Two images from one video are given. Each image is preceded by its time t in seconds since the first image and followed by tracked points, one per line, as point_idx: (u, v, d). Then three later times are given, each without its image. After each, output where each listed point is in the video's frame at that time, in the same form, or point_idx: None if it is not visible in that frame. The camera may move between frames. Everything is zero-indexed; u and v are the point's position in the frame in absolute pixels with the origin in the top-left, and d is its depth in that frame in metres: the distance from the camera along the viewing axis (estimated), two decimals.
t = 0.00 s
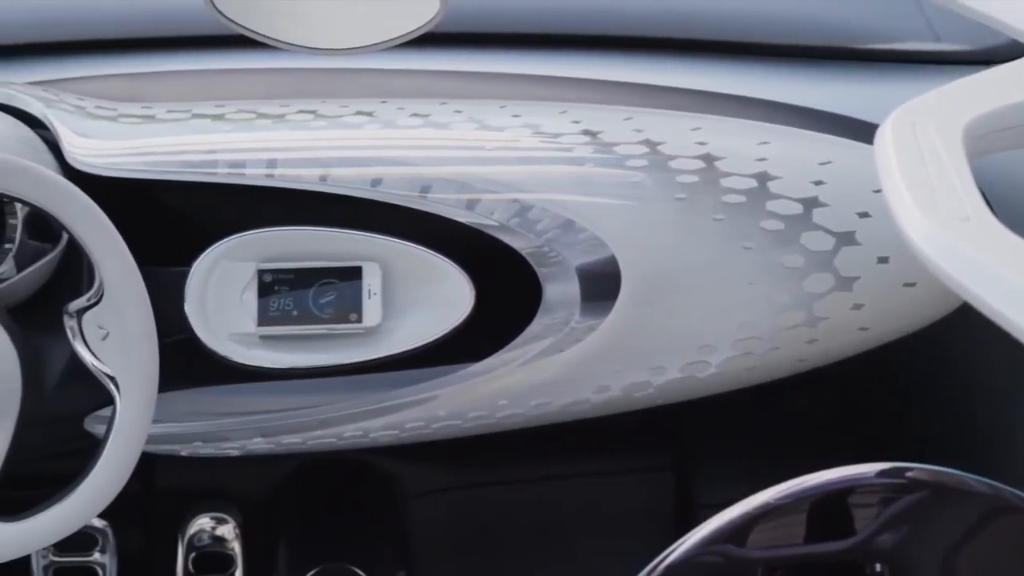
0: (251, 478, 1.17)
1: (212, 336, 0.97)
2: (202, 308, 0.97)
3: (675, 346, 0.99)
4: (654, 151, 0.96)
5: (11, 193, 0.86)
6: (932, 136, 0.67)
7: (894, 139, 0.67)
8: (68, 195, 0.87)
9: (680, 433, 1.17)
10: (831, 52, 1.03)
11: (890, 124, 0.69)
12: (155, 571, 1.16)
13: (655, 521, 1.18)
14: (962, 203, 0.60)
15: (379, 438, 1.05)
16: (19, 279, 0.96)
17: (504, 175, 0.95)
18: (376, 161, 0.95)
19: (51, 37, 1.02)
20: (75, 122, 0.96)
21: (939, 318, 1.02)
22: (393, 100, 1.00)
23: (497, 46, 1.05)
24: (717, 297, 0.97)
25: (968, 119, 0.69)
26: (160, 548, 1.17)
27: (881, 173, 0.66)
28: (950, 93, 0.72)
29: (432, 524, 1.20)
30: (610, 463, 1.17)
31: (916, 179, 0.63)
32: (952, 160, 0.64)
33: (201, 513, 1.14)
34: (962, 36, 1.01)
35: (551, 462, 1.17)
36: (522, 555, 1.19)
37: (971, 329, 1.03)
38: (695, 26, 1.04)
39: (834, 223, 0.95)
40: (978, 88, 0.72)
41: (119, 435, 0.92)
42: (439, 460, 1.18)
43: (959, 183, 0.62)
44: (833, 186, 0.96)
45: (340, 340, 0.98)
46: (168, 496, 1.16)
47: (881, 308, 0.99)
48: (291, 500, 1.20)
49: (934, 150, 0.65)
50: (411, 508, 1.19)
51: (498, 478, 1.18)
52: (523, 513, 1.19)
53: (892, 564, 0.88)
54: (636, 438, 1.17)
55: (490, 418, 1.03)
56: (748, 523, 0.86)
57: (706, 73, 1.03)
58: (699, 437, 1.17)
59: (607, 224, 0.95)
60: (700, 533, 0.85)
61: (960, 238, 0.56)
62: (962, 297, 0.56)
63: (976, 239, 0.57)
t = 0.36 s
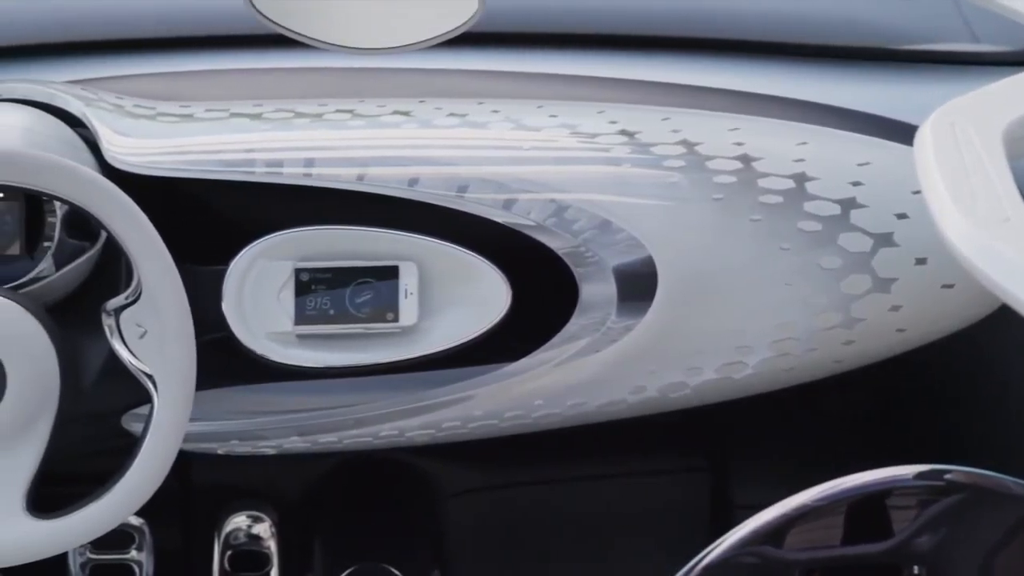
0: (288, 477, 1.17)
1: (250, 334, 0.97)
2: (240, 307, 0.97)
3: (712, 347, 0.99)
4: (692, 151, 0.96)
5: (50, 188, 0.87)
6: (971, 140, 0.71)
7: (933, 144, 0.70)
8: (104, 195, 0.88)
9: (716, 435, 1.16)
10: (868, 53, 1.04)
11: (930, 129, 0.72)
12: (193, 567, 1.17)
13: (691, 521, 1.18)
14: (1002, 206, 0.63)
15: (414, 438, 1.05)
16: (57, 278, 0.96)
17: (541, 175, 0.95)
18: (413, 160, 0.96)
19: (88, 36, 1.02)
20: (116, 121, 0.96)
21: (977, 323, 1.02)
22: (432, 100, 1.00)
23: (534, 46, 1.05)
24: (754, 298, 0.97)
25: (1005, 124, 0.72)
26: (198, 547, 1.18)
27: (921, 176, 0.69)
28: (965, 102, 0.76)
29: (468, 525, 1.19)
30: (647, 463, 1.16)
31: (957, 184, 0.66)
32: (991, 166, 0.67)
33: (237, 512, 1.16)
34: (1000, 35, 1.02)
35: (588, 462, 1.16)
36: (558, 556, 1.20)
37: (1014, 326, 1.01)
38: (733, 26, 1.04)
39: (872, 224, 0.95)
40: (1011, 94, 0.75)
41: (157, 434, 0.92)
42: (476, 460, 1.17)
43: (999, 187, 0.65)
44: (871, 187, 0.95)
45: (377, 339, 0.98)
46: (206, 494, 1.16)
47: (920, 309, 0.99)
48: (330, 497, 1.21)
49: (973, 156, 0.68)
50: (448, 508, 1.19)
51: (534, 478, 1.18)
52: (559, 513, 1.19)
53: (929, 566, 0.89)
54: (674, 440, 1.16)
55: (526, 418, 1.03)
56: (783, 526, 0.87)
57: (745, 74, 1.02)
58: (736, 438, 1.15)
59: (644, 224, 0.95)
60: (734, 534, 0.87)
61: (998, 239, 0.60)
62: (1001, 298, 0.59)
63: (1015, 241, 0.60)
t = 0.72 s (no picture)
0: (322, 476, 1.18)
1: (284, 334, 0.98)
2: (273, 306, 0.97)
3: (745, 348, 0.99)
4: (726, 152, 0.96)
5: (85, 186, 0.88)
6: (1009, 141, 0.70)
7: (970, 149, 0.70)
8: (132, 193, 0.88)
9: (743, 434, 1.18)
10: (901, 53, 1.03)
11: (966, 132, 0.72)
12: (224, 565, 1.17)
13: (723, 520, 1.17)
14: None
15: (447, 437, 1.04)
16: (92, 275, 0.98)
17: (575, 175, 0.95)
18: (446, 160, 0.96)
19: (122, 36, 1.02)
20: (151, 121, 0.96)
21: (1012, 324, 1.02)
22: (466, 100, 0.99)
23: (568, 46, 1.04)
24: (788, 299, 0.97)
25: None
26: (230, 545, 1.18)
27: (959, 179, 0.69)
28: (1000, 103, 0.76)
29: (500, 525, 1.20)
30: (678, 463, 1.17)
31: (993, 188, 0.65)
32: None
33: (269, 510, 1.14)
34: None
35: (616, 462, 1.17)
36: (590, 555, 1.18)
37: None
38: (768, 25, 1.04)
39: (907, 225, 0.95)
40: None
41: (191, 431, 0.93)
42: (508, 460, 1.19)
43: None
44: (906, 188, 0.95)
45: (409, 338, 0.98)
46: (239, 493, 1.17)
47: (954, 310, 0.98)
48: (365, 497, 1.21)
49: (1011, 158, 0.68)
50: (480, 508, 1.19)
51: (566, 478, 1.19)
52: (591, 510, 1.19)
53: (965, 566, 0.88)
54: (700, 438, 1.18)
55: (559, 418, 1.03)
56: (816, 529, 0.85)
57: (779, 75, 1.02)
58: (768, 438, 1.17)
59: (677, 224, 0.95)
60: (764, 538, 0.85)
61: None
62: None
63: None
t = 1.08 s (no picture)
0: (351, 475, 1.20)
1: (315, 333, 0.98)
2: (303, 306, 0.98)
3: (776, 348, 0.99)
4: (757, 152, 0.96)
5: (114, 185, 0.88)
6: None
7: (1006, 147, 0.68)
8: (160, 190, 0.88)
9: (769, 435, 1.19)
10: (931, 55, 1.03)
11: (1001, 128, 0.70)
12: (253, 565, 1.16)
13: (751, 522, 1.17)
14: None
15: (477, 437, 1.04)
16: (125, 274, 0.98)
17: (606, 175, 0.95)
18: (477, 160, 0.96)
19: (154, 35, 1.02)
20: (183, 120, 0.97)
21: None
22: (496, 100, 1.00)
23: (599, 46, 1.05)
24: (819, 299, 0.97)
25: None
26: (259, 544, 1.18)
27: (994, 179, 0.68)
28: None
29: (528, 525, 1.20)
30: (706, 464, 1.18)
31: None
32: None
33: (299, 510, 1.14)
34: None
35: (644, 463, 1.19)
36: (622, 555, 1.18)
37: None
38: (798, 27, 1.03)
39: (940, 226, 0.95)
40: None
41: (222, 430, 0.92)
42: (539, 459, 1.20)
43: None
44: (939, 189, 0.95)
45: (439, 338, 0.98)
46: (270, 496, 1.18)
47: (987, 311, 0.98)
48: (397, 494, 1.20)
49: None
50: (509, 508, 1.20)
51: (597, 478, 1.20)
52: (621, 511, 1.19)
53: (997, 570, 0.85)
54: (729, 440, 1.18)
55: (589, 418, 1.02)
56: (848, 528, 0.83)
57: (806, 74, 1.03)
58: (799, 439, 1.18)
59: (708, 225, 0.95)
60: (795, 539, 0.83)
61: None
62: None
63: None
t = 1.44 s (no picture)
0: (381, 474, 1.19)
1: (348, 332, 0.98)
2: (336, 305, 0.98)
3: (810, 350, 0.98)
4: (791, 153, 0.96)
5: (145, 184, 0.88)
6: None
7: None
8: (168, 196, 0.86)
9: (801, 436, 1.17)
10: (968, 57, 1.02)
11: None
12: (284, 565, 1.18)
13: (779, 521, 1.18)
14: None
15: (510, 437, 1.03)
16: (158, 272, 0.98)
17: (639, 176, 0.95)
18: (510, 160, 0.96)
19: (188, 35, 1.02)
20: (218, 119, 0.97)
21: None
22: (529, 100, 1.00)
23: (631, 47, 1.05)
24: (853, 301, 0.96)
25: None
26: (292, 543, 1.19)
27: None
28: None
29: (560, 524, 1.20)
30: (742, 466, 1.17)
31: None
32: None
33: (330, 510, 1.16)
34: None
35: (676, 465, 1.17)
36: (654, 556, 1.19)
37: None
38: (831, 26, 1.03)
39: (975, 227, 0.95)
40: None
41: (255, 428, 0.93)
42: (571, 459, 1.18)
43: None
44: (973, 190, 0.95)
45: (472, 337, 0.98)
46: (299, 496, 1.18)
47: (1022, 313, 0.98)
48: (427, 493, 1.20)
49: None
50: (543, 506, 1.19)
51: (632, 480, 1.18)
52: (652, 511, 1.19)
53: None
54: (763, 441, 1.16)
55: (622, 418, 1.01)
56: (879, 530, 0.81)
57: (838, 75, 1.02)
58: (832, 442, 1.17)
59: (741, 225, 0.95)
60: (826, 542, 0.81)
61: None
62: None
63: None
